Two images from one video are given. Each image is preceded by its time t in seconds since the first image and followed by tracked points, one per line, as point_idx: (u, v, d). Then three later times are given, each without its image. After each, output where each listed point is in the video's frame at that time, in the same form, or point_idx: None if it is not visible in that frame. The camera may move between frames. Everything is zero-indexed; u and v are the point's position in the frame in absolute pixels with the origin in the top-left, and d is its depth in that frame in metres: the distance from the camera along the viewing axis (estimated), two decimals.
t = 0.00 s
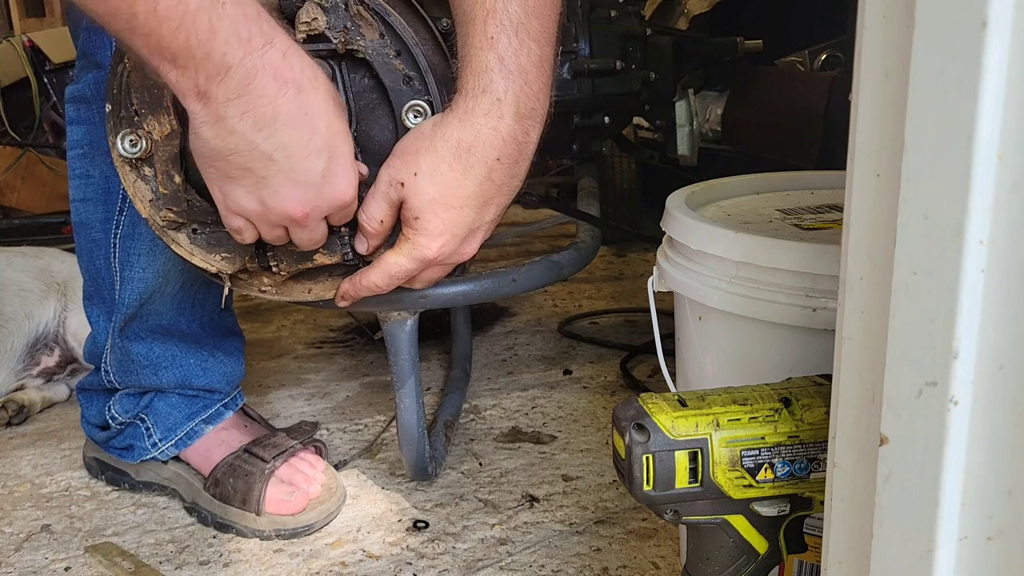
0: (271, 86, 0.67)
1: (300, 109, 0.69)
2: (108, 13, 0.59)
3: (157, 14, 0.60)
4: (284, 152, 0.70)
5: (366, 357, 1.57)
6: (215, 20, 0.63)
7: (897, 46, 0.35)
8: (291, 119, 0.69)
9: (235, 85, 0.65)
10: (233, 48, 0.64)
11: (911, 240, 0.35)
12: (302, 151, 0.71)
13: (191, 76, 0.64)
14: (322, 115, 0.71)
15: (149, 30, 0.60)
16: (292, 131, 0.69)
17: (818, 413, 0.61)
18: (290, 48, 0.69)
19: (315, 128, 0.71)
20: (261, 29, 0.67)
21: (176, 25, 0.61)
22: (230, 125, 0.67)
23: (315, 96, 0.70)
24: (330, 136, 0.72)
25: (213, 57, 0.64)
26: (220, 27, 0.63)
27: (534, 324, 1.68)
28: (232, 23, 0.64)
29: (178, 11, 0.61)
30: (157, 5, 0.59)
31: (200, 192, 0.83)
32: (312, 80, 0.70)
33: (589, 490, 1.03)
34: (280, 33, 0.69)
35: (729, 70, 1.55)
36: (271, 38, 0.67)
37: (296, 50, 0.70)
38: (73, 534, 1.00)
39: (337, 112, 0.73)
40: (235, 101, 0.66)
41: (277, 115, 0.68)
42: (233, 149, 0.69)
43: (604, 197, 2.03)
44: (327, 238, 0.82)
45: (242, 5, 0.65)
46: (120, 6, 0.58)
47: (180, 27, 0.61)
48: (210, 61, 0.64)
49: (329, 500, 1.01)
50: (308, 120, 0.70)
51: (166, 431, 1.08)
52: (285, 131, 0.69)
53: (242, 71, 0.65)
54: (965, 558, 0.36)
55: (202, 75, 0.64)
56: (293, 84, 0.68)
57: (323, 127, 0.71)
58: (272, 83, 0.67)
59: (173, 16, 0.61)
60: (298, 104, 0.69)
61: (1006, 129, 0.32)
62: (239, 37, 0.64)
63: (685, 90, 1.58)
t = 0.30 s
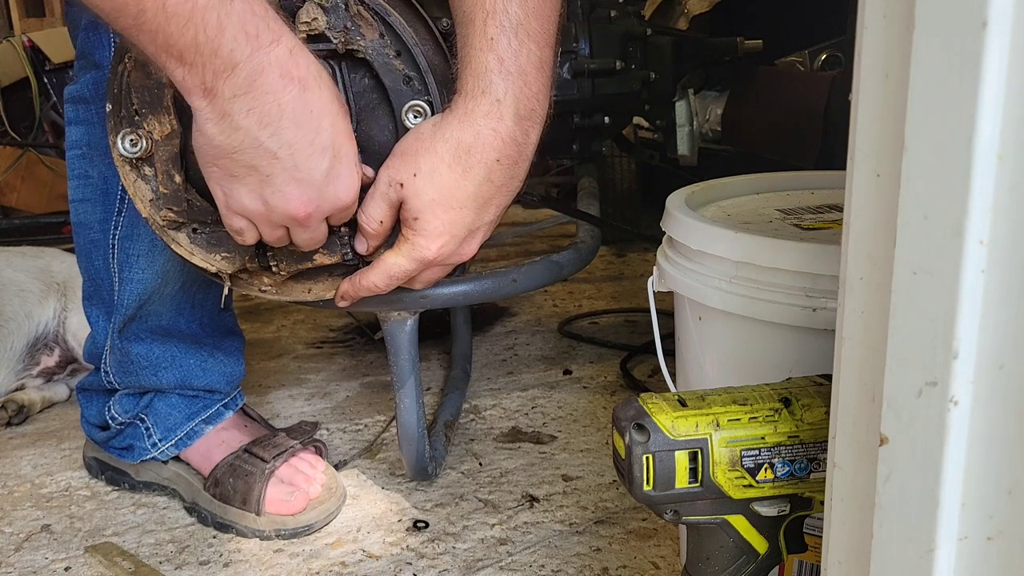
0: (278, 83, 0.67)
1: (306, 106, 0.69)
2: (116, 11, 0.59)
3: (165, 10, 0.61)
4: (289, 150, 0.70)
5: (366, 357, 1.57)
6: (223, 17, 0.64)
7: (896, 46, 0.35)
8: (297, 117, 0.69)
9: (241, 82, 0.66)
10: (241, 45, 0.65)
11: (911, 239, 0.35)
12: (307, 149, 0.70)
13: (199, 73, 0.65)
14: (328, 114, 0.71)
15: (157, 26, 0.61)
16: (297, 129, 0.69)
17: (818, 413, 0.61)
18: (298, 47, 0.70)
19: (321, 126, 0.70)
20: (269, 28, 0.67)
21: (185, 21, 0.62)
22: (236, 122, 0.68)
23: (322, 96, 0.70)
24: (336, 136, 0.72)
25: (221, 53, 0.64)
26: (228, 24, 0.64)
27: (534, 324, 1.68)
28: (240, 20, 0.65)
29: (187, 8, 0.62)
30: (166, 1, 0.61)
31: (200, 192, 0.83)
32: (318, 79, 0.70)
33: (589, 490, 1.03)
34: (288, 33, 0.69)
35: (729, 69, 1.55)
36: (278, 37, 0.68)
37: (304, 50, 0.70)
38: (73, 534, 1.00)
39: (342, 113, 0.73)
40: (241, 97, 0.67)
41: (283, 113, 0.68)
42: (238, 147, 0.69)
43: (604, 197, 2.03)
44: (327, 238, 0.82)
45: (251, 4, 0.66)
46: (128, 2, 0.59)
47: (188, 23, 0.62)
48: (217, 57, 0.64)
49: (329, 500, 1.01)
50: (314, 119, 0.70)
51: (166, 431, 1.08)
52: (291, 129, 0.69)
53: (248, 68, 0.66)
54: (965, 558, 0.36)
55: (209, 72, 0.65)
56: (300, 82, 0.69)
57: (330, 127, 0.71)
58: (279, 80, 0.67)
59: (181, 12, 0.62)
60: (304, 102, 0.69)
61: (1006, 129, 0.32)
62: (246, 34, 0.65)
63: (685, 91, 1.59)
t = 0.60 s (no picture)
0: (282, 87, 0.67)
1: (310, 109, 0.69)
2: (121, 14, 0.59)
3: (169, 15, 0.60)
4: (292, 154, 0.70)
5: (366, 357, 1.57)
6: (226, 22, 0.63)
7: (897, 46, 0.35)
8: (301, 121, 0.69)
9: (245, 88, 0.66)
10: (243, 50, 0.65)
11: (911, 240, 0.35)
12: (312, 152, 0.71)
13: (201, 78, 0.64)
14: (331, 116, 0.71)
15: (161, 31, 0.61)
16: (302, 132, 0.69)
17: (818, 413, 0.61)
18: (300, 51, 0.70)
19: (325, 129, 0.71)
20: (272, 32, 0.67)
21: (188, 27, 0.62)
22: (239, 127, 0.68)
23: (324, 99, 0.70)
24: (339, 138, 0.72)
25: (224, 59, 0.64)
26: (231, 30, 0.64)
27: (534, 324, 1.68)
28: (242, 26, 0.64)
29: (190, 14, 0.61)
30: (169, 6, 0.60)
31: (201, 192, 0.83)
32: (319, 83, 0.71)
33: (589, 490, 1.03)
34: (290, 36, 0.69)
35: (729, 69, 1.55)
36: (281, 41, 0.68)
37: (306, 53, 0.70)
38: (73, 534, 1.00)
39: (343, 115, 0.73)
40: (245, 103, 0.66)
41: (287, 117, 0.68)
42: (242, 151, 0.69)
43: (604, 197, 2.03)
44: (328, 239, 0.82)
45: (252, 9, 0.66)
46: (131, 6, 0.59)
47: (191, 29, 0.62)
48: (220, 63, 0.64)
49: (329, 500, 1.01)
50: (318, 121, 0.70)
51: (166, 431, 1.08)
52: (295, 133, 0.69)
53: (252, 73, 0.66)
54: (965, 558, 0.36)
55: (212, 77, 0.65)
56: (303, 86, 0.69)
57: (332, 129, 0.71)
58: (282, 85, 0.67)
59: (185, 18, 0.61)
60: (308, 106, 0.69)
61: (1006, 129, 0.32)
62: (248, 40, 0.65)
63: (685, 91, 1.59)
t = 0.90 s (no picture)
0: (293, 84, 0.68)
1: (321, 104, 0.69)
2: (129, 15, 0.59)
3: (179, 15, 0.61)
4: (308, 150, 0.70)
5: (366, 357, 1.57)
6: (235, 21, 0.64)
7: (896, 46, 0.35)
8: (314, 115, 0.69)
9: (257, 86, 0.66)
10: (254, 48, 0.65)
11: (910, 240, 0.35)
12: (326, 145, 0.71)
13: (212, 79, 0.64)
14: (341, 108, 0.71)
15: (170, 32, 0.61)
16: (315, 127, 0.69)
17: (818, 413, 0.61)
18: (307, 46, 0.70)
19: (336, 122, 0.71)
20: (279, 29, 0.67)
21: (198, 27, 0.62)
22: (253, 127, 0.68)
23: (333, 92, 0.71)
24: (350, 131, 0.72)
25: (235, 57, 0.64)
26: (240, 27, 0.64)
27: (534, 324, 1.68)
28: (250, 23, 0.65)
29: (200, 13, 0.61)
30: (178, 5, 0.60)
31: (201, 192, 0.83)
32: (326, 77, 0.71)
33: (589, 490, 1.03)
34: (296, 33, 0.69)
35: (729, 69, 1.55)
36: (289, 37, 0.68)
37: (312, 48, 0.71)
38: (73, 534, 1.00)
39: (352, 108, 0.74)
40: (257, 102, 0.67)
41: (300, 113, 0.68)
42: (258, 151, 0.69)
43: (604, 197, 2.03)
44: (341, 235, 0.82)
45: (258, 6, 0.66)
46: (138, 6, 0.58)
47: (201, 28, 0.62)
48: (231, 62, 0.64)
49: (329, 500, 1.01)
50: (330, 115, 0.70)
51: (166, 431, 1.08)
52: (309, 128, 0.69)
53: (263, 71, 0.66)
54: (965, 558, 0.36)
55: (223, 78, 0.65)
56: (313, 80, 0.69)
57: (343, 121, 0.72)
58: (294, 81, 0.68)
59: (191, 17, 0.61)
60: (318, 100, 0.69)
61: (1006, 129, 0.32)
62: (257, 36, 0.65)
63: (685, 90, 1.59)
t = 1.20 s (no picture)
0: (273, 84, 0.67)
1: (302, 105, 0.69)
2: (110, 15, 0.60)
3: (158, 15, 0.61)
4: (288, 150, 0.70)
5: (366, 356, 1.57)
6: (216, 21, 0.64)
7: (896, 46, 0.35)
8: (294, 116, 0.69)
9: (236, 85, 0.66)
10: (234, 48, 0.65)
11: (910, 240, 0.35)
12: (306, 146, 0.70)
13: (193, 77, 0.65)
14: (325, 110, 0.71)
15: (150, 31, 0.62)
16: (295, 128, 0.69)
17: (818, 413, 0.61)
18: (294, 46, 0.70)
19: (318, 123, 0.70)
20: (264, 28, 0.67)
21: (177, 26, 0.62)
22: (233, 126, 0.68)
23: (317, 93, 0.70)
24: (333, 132, 0.72)
25: (215, 57, 0.65)
26: (221, 27, 0.64)
27: (534, 324, 1.68)
28: (232, 22, 0.65)
29: (179, 13, 0.62)
30: (159, 5, 0.61)
31: (201, 192, 0.83)
32: (314, 78, 0.70)
33: (589, 490, 1.03)
34: (283, 33, 0.69)
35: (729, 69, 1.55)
36: (273, 37, 0.68)
37: (299, 47, 0.70)
38: (73, 534, 1.00)
39: (339, 108, 0.73)
40: (237, 101, 0.67)
41: (279, 113, 0.68)
42: (238, 150, 0.69)
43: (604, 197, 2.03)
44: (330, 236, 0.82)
45: (242, 6, 0.66)
46: (119, 5, 0.60)
47: (180, 27, 0.62)
48: (211, 61, 0.65)
49: (329, 500, 1.01)
50: (311, 115, 0.70)
51: (166, 431, 1.08)
52: (288, 128, 0.69)
53: (243, 70, 0.66)
54: (965, 557, 0.36)
55: (204, 76, 0.65)
56: (295, 81, 0.69)
57: (327, 122, 0.71)
58: (273, 81, 0.67)
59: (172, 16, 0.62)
60: (300, 101, 0.69)
61: (1006, 129, 0.32)
62: (239, 36, 0.65)
63: (685, 90, 1.59)
